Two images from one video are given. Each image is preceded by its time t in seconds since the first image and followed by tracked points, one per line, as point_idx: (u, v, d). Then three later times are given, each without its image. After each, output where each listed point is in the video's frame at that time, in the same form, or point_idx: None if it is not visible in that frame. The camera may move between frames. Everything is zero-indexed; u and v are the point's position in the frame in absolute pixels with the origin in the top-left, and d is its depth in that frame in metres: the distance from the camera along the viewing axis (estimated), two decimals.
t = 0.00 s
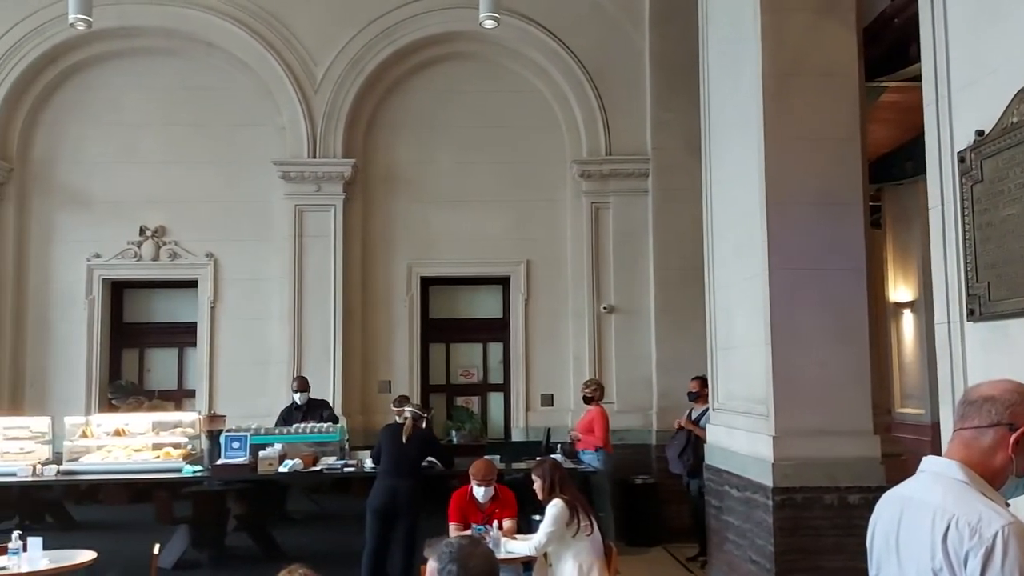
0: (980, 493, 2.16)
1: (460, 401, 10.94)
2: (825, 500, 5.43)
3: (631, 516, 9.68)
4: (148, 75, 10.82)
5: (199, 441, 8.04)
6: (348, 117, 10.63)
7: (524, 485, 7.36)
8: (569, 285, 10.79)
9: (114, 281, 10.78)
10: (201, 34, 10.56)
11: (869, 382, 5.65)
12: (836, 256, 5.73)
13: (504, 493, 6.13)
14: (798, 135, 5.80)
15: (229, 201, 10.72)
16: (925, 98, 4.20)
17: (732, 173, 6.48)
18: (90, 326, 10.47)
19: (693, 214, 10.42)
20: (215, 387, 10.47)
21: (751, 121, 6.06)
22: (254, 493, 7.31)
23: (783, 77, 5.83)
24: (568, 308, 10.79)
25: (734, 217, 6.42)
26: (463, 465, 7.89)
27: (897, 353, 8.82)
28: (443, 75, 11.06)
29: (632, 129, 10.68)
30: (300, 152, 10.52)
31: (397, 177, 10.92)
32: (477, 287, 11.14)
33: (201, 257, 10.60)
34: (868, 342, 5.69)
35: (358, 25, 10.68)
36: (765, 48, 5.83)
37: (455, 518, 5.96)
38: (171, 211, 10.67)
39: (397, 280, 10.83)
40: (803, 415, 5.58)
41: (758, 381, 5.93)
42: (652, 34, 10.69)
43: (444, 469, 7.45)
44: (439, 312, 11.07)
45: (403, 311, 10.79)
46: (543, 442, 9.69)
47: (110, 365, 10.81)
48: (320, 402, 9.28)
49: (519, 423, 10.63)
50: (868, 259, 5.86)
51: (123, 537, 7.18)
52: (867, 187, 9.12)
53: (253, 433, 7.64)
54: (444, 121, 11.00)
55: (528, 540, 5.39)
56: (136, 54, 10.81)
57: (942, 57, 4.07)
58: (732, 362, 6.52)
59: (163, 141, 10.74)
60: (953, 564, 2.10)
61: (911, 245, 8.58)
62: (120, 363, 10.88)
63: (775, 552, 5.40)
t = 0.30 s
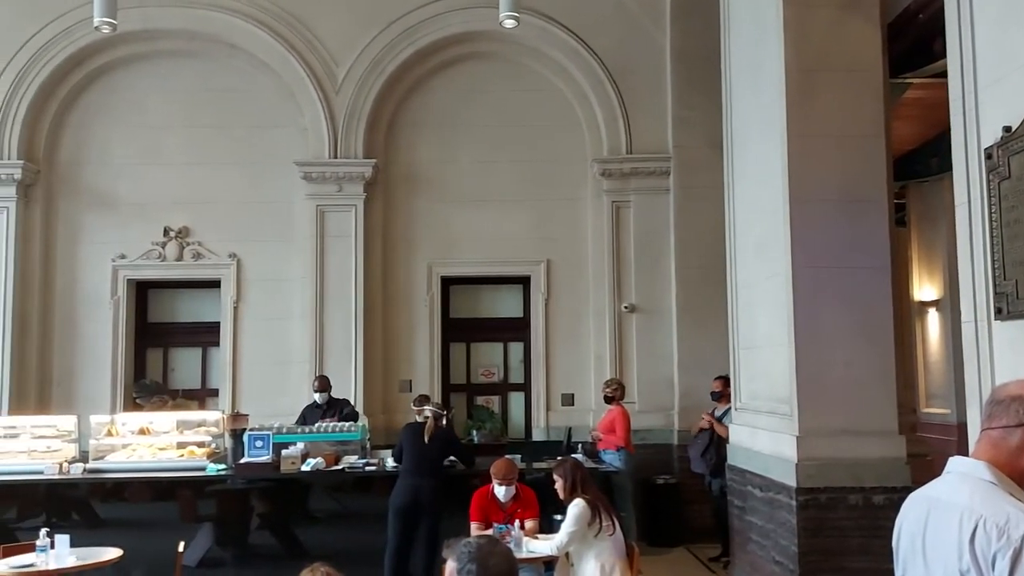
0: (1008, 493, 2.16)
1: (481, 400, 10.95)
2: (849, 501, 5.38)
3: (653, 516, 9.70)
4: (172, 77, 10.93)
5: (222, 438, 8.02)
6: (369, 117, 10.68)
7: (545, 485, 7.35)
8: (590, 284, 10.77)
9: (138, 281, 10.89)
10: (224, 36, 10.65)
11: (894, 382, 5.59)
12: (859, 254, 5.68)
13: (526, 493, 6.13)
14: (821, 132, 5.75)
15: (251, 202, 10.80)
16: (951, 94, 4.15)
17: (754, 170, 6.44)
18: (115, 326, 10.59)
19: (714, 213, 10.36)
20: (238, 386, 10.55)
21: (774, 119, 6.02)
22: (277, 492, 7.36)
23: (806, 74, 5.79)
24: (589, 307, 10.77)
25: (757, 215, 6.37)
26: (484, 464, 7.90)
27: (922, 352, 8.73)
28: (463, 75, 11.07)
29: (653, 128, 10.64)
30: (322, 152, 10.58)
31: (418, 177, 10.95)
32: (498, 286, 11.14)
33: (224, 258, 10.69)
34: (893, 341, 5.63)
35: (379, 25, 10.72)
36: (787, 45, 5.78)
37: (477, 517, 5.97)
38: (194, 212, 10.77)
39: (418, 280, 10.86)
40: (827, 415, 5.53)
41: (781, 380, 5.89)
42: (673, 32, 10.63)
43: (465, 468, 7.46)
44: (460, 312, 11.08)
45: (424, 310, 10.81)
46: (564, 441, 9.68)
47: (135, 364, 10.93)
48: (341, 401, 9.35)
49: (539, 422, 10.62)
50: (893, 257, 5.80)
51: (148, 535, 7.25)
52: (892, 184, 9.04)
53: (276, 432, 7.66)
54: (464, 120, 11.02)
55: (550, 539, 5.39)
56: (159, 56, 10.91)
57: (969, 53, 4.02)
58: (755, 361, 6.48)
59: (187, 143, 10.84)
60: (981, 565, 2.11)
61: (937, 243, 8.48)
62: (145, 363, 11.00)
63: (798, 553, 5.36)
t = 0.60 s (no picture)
0: None
1: (501, 400, 10.95)
2: (874, 500, 5.33)
3: (675, 515, 9.65)
4: (194, 79, 11.02)
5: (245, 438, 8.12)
6: (389, 117, 10.71)
7: (566, 484, 7.35)
8: (610, 283, 10.74)
9: (161, 282, 10.99)
10: (245, 38, 10.73)
11: (918, 381, 5.53)
12: (883, 252, 5.62)
13: (547, 493, 6.12)
14: (844, 129, 5.70)
15: (273, 202, 10.87)
16: (977, 89, 4.10)
17: (776, 168, 6.39)
18: (139, 326, 10.70)
19: (736, 211, 10.30)
20: (260, 385, 10.62)
21: (796, 116, 5.97)
22: (299, 491, 7.40)
23: (828, 70, 5.74)
24: (609, 306, 10.74)
25: (779, 213, 6.33)
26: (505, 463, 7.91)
27: (947, 350, 8.64)
28: (483, 74, 11.07)
29: (673, 126, 10.60)
30: (342, 153, 10.63)
31: (438, 177, 10.97)
32: (518, 285, 11.14)
33: (246, 258, 10.77)
34: (918, 339, 5.56)
35: (398, 26, 10.76)
36: (809, 40, 5.74)
37: (498, 516, 5.97)
38: (216, 213, 10.86)
39: (438, 280, 10.88)
40: (851, 415, 5.48)
41: (804, 379, 5.84)
42: (694, 29, 10.58)
43: (485, 467, 7.47)
44: (480, 311, 11.09)
45: (444, 310, 10.83)
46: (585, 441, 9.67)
47: (159, 364, 11.03)
48: (362, 401, 9.39)
49: (560, 422, 10.61)
50: (918, 254, 5.73)
51: (173, 533, 7.32)
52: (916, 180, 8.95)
53: (298, 431, 7.75)
54: (483, 120, 11.02)
55: (571, 539, 5.38)
56: (182, 58, 11.01)
57: (995, 46, 3.97)
58: (777, 360, 6.43)
59: (209, 144, 10.93)
60: (1011, 567, 2.14)
61: (963, 240, 8.37)
62: (168, 363, 11.09)
63: (822, 553, 5.31)
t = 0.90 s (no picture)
0: None
1: (524, 400, 10.95)
2: (902, 501, 5.27)
3: (700, 515, 9.61)
4: (219, 81, 11.13)
5: (270, 437, 8.19)
6: (412, 117, 10.75)
7: (591, 484, 7.33)
8: (634, 281, 10.70)
9: (188, 282, 11.10)
10: (270, 40, 10.81)
11: (948, 381, 5.46)
12: (911, 250, 5.56)
13: (572, 492, 6.11)
14: (871, 126, 5.64)
15: (297, 203, 10.95)
16: (1007, 84, 4.04)
17: (803, 165, 6.34)
18: (166, 326, 10.82)
19: (762, 209, 10.23)
20: (286, 384, 10.70)
21: (822, 113, 5.92)
22: (325, 489, 7.45)
23: (854, 66, 5.68)
24: (633, 305, 10.71)
25: (806, 211, 6.28)
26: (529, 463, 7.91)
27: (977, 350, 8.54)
28: (505, 74, 11.08)
29: (697, 124, 10.56)
30: (366, 153, 10.68)
31: (461, 177, 10.99)
32: (541, 285, 11.13)
33: (271, 258, 10.85)
34: (948, 338, 5.50)
35: (421, 26, 10.79)
36: (836, 36, 5.69)
37: (523, 516, 5.96)
38: (242, 214, 10.95)
39: (461, 279, 10.90)
40: (879, 414, 5.42)
41: (832, 378, 5.79)
42: (718, 26, 10.52)
43: (509, 467, 7.46)
44: (504, 311, 11.10)
45: (467, 310, 10.85)
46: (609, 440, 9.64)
47: (186, 363, 11.15)
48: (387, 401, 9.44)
49: (584, 422, 10.60)
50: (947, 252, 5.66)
51: (201, 531, 7.39)
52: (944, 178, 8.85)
53: (324, 430, 7.81)
54: (506, 119, 11.03)
55: (596, 539, 5.36)
56: (208, 61, 11.12)
57: None
58: (804, 360, 6.38)
59: (234, 145, 11.02)
60: None
61: (993, 238, 8.27)
62: (195, 362, 11.20)
63: (850, 553, 5.26)
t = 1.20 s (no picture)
0: None
1: (553, 398, 10.93)
2: (938, 500, 5.18)
3: (731, 514, 9.54)
4: (250, 81, 11.24)
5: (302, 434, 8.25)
6: (440, 116, 10.77)
7: (621, 482, 7.30)
8: (663, 279, 10.64)
9: (221, 281, 11.22)
10: (300, 40, 10.90)
11: (986, 378, 5.36)
12: (946, 245, 5.46)
13: (602, 490, 6.08)
14: (905, 119, 5.55)
15: (327, 202, 11.02)
16: None
17: (835, 160, 6.25)
18: (199, 324, 10.96)
19: (793, 205, 10.12)
20: (316, 382, 10.79)
21: (855, 107, 5.84)
22: (355, 486, 7.49)
23: (887, 59, 5.59)
24: (663, 302, 10.65)
25: (838, 206, 6.19)
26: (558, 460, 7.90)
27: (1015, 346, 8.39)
28: (533, 71, 11.07)
29: (727, 120, 10.47)
30: (395, 152, 10.73)
31: (489, 175, 11.00)
32: (569, 282, 11.10)
33: (302, 257, 10.94)
34: (985, 335, 5.39)
35: (449, 25, 10.81)
36: (868, 29, 5.60)
37: (552, 514, 5.95)
38: (272, 214, 11.05)
39: (490, 277, 10.91)
40: (914, 412, 5.34)
41: (865, 376, 5.71)
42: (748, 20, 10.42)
43: (537, 464, 7.44)
44: (532, 309, 11.09)
45: (496, 308, 10.86)
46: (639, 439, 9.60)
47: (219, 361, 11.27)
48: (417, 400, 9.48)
49: (613, 420, 10.56)
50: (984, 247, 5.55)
51: (233, 527, 7.47)
52: (981, 172, 8.70)
53: (354, 427, 7.90)
54: (534, 117, 11.01)
55: (626, 537, 5.33)
56: (239, 62, 11.24)
57: None
58: (837, 357, 6.29)
59: (264, 145, 11.12)
60: None
61: None
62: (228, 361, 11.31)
63: (886, 553, 5.18)
